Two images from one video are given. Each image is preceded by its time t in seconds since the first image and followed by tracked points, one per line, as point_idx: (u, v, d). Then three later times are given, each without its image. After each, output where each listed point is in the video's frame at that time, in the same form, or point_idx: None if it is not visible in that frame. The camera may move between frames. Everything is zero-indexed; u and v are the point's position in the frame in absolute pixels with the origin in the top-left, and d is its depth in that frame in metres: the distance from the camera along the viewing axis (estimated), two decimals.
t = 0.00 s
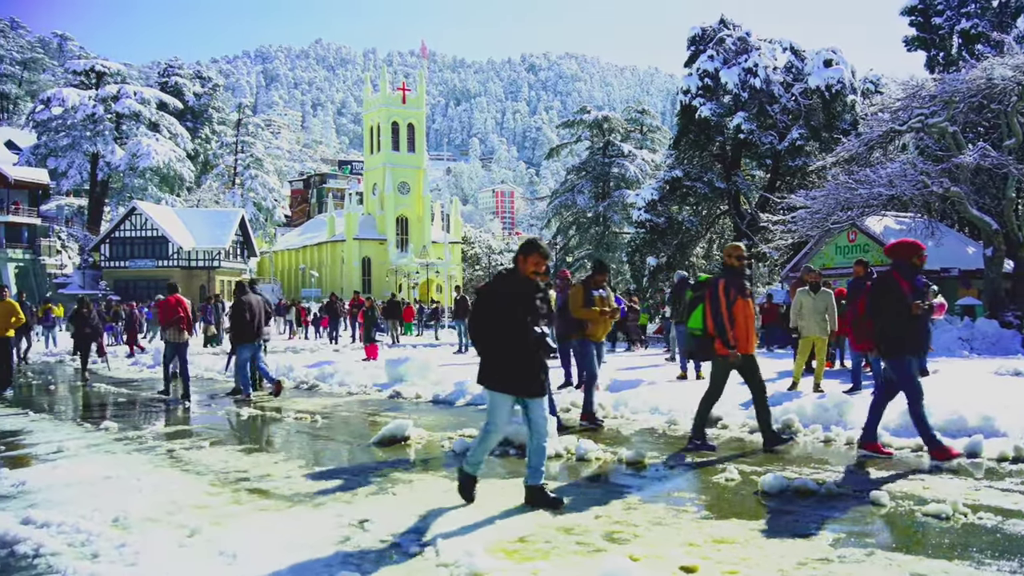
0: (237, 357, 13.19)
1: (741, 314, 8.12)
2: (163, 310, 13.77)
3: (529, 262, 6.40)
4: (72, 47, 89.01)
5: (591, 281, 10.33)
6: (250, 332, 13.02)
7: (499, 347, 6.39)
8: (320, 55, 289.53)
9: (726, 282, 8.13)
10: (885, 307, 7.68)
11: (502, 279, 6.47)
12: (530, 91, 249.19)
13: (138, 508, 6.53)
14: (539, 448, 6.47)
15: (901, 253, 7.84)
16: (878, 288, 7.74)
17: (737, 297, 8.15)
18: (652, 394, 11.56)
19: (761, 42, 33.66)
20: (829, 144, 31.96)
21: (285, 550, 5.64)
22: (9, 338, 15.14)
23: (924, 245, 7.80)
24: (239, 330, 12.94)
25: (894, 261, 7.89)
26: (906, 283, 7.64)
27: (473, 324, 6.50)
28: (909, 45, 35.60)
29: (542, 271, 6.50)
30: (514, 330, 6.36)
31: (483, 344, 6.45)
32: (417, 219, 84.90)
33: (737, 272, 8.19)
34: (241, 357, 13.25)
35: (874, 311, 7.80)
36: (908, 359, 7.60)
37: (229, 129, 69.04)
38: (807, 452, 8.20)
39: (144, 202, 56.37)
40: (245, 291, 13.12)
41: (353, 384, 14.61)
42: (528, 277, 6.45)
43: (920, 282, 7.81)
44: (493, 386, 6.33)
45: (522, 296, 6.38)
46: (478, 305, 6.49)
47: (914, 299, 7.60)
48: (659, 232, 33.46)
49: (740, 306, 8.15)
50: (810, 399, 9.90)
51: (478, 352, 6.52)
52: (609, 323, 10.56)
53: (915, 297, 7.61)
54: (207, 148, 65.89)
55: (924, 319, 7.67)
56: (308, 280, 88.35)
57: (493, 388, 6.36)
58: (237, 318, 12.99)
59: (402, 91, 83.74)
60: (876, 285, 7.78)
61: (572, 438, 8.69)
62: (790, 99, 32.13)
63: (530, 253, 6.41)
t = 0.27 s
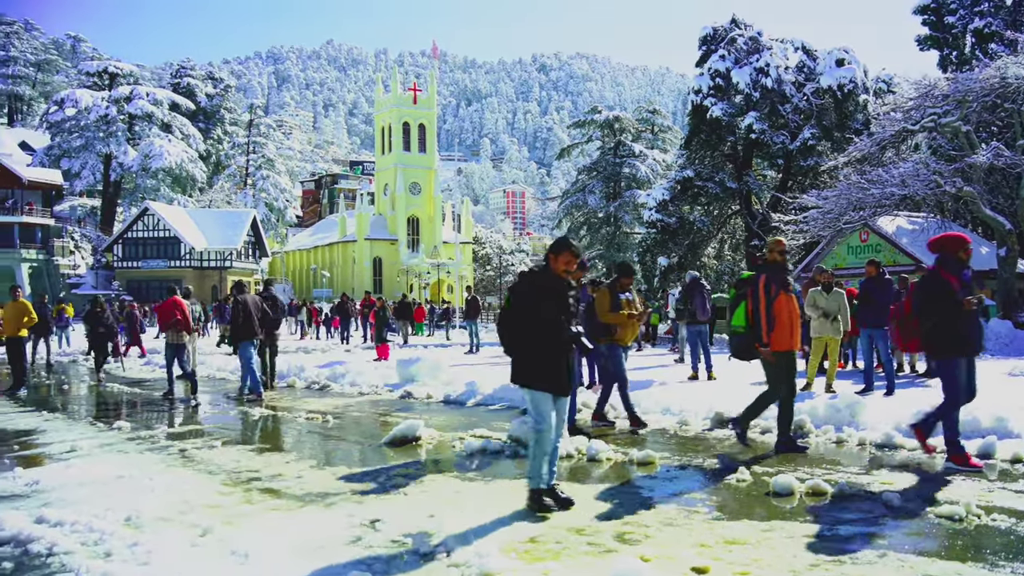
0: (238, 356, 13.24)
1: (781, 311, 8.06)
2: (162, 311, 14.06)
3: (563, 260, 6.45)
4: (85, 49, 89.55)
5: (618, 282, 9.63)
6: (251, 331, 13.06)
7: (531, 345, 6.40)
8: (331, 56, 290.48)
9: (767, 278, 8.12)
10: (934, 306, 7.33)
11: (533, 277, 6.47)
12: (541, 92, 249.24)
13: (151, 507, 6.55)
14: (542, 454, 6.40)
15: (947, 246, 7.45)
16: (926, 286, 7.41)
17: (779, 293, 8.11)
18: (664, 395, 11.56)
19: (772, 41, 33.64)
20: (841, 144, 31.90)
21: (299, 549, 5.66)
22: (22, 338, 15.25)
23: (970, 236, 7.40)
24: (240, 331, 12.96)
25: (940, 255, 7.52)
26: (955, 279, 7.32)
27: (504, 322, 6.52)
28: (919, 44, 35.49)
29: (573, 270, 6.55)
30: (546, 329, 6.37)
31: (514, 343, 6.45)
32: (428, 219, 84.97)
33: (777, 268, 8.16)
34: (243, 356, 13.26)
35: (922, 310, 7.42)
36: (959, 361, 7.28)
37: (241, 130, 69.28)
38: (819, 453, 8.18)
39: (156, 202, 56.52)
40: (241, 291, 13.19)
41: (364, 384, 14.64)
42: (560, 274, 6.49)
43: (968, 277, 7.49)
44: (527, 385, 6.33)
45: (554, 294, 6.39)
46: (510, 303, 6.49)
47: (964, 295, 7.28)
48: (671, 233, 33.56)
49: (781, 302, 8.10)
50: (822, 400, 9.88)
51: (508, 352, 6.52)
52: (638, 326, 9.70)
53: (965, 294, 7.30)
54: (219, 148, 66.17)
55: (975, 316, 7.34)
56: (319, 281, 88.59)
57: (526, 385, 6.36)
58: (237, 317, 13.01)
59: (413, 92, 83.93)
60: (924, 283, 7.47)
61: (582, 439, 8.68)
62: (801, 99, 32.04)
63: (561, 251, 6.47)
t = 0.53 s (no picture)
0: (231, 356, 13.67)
1: (814, 311, 7.92)
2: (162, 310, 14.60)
3: (591, 262, 6.27)
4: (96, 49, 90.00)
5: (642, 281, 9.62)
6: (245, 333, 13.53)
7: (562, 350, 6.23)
8: (341, 56, 291.16)
9: (800, 278, 7.98)
10: (971, 305, 7.31)
11: (559, 281, 6.27)
12: (550, 91, 249.22)
13: (161, 507, 6.57)
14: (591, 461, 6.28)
15: (989, 246, 7.41)
16: (965, 285, 7.39)
17: (811, 294, 8.00)
18: (674, 395, 11.53)
19: (782, 41, 33.39)
20: (851, 144, 31.86)
21: (309, 548, 5.68)
22: (33, 338, 15.32)
23: (1013, 236, 7.36)
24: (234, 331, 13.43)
25: (982, 254, 7.46)
26: (996, 278, 7.27)
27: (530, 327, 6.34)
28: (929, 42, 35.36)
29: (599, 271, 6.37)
30: (577, 333, 6.20)
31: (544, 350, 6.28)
32: (438, 219, 85.02)
33: (812, 267, 8.07)
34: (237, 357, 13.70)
35: (960, 308, 7.42)
36: (994, 361, 7.24)
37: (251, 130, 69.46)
38: (830, 453, 8.16)
39: (166, 202, 56.54)
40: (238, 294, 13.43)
41: (374, 384, 14.65)
42: (586, 277, 6.31)
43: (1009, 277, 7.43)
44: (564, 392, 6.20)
45: (582, 298, 6.23)
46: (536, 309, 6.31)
47: (1004, 296, 7.23)
48: (680, 233, 33.41)
49: (812, 304, 7.96)
50: (832, 401, 9.85)
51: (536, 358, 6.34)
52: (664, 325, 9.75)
53: (1006, 294, 7.24)
54: (229, 149, 66.37)
55: (1014, 319, 7.28)
56: (328, 280, 88.77)
57: (563, 392, 6.22)
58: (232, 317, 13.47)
59: (422, 92, 84.05)
60: (963, 281, 7.43)
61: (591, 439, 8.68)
62: (811, 99, 31.92)
63: (587, 253, 6.28)
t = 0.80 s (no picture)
0: (229, 354, 13.96)
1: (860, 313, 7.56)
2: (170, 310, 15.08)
3: (621, 261, 6.09)
4: (109, 51, 90.55)
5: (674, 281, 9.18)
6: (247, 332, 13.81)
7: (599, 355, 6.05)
8: (352, 57, 292.01)
9: (842, 281, 7.63)
10: None
11: (592, 284, 6.12)
12: (561, 92, 249.13)
13: (174, 506, 6.60)
14: (627, 471, 6.01)
15: None
16: None
17: (854, 297, 7.59)
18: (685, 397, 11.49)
19: (794, 40, 33.30)
20: (863, 143, 31.71)
21: (320, 548, 5.69)
22: (45, 337, 15.43)
23: None
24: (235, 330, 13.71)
25: None
26: None
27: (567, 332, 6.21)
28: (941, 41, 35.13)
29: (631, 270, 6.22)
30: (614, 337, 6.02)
31: (581, 354, 6.11)
32: (448, 219, 85.07)
33: (851, 271, 7.76)
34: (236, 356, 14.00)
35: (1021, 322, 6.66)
36: None
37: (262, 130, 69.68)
38: (842, 454, 8.13)
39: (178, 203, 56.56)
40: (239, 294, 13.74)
41: (384, 384, 14.68)
42: (618, 277, 6.14)
43: None
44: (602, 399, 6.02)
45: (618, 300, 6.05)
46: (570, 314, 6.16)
47: None
48: (691, 233, 33.26)
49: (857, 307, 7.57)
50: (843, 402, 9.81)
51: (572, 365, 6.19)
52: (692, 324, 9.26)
53: None
54: (241, 149, 66.62)
55: None
56: (339, 281, 89.02)
57: (607, 398, 6.03)
58: (233, 317, 13.77)
59: (433, 92, 84.17)
60: None
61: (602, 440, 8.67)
62: (823, 98, 31.80)
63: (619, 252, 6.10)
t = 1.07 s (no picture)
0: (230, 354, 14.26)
1: (896, 309, 7.47)
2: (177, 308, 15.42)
3: (653, 254, 6.06)
4: (120, 52, 90.94)
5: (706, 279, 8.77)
6: (245, 333, 14.21)
7: (628, 351, 6.01)
8: (361, 58, 292.65)
9: (876, 276, 7.56)
10: None
11: (624, 275, 6.11)
12: (570, 92, 248.96)
13: (184, 506, 6.62)
14: (638, 473, 5.99)
15: None
16: None
17: (890, 292, 7.53)
18: (695, 397, 11.45)
19: (804, 40, 33.25)
20: (874, 143, 31.48)
21: (329, 547, 5.71)
22: (56, 338, 15.48)
23: None
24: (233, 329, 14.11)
25: None
26: None
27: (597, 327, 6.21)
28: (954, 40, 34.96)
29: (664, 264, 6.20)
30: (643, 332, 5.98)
31: (608, 348, 6.10)
32: (458, 220, 85.07)
33: (885, 264, 7.65)
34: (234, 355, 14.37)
35: None
36: None
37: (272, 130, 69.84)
38: (853, 455, 8.10)
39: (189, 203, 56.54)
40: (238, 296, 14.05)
41: (394, 384, 14.70)
42: (650, 270, 6.11)
43: None
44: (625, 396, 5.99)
45: (648, 294, 6.03)
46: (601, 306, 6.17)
47: None
48: (701, 233, 32.92)
49: (892, 301, 7.52)
50: (854, 402, 9.77)
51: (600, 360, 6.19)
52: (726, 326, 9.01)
53: None
54: (251, 150, 66.80)
55: None
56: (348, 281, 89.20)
57: (629, 397, 6.01)
58: (231, 317, 14.18)
59: (442, 93, 84.22)
60: None
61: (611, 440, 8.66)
62: (833, 98, 31.77)
63: (651, 245, 6.08)
